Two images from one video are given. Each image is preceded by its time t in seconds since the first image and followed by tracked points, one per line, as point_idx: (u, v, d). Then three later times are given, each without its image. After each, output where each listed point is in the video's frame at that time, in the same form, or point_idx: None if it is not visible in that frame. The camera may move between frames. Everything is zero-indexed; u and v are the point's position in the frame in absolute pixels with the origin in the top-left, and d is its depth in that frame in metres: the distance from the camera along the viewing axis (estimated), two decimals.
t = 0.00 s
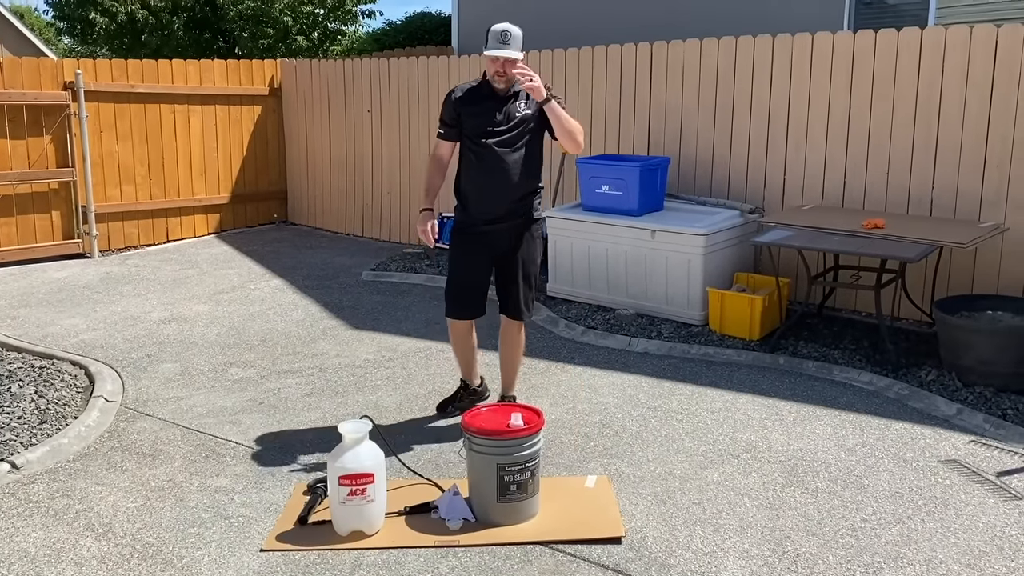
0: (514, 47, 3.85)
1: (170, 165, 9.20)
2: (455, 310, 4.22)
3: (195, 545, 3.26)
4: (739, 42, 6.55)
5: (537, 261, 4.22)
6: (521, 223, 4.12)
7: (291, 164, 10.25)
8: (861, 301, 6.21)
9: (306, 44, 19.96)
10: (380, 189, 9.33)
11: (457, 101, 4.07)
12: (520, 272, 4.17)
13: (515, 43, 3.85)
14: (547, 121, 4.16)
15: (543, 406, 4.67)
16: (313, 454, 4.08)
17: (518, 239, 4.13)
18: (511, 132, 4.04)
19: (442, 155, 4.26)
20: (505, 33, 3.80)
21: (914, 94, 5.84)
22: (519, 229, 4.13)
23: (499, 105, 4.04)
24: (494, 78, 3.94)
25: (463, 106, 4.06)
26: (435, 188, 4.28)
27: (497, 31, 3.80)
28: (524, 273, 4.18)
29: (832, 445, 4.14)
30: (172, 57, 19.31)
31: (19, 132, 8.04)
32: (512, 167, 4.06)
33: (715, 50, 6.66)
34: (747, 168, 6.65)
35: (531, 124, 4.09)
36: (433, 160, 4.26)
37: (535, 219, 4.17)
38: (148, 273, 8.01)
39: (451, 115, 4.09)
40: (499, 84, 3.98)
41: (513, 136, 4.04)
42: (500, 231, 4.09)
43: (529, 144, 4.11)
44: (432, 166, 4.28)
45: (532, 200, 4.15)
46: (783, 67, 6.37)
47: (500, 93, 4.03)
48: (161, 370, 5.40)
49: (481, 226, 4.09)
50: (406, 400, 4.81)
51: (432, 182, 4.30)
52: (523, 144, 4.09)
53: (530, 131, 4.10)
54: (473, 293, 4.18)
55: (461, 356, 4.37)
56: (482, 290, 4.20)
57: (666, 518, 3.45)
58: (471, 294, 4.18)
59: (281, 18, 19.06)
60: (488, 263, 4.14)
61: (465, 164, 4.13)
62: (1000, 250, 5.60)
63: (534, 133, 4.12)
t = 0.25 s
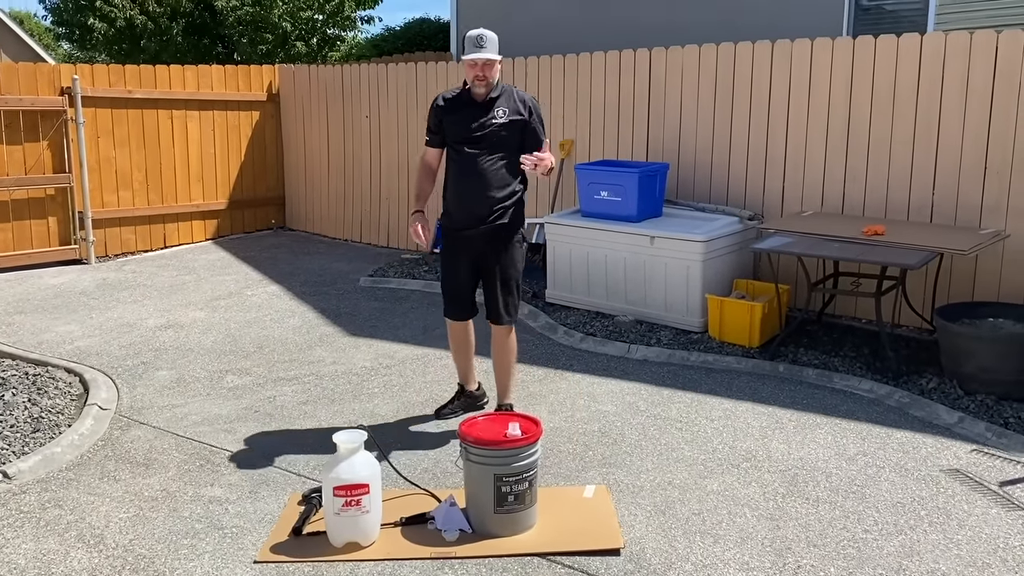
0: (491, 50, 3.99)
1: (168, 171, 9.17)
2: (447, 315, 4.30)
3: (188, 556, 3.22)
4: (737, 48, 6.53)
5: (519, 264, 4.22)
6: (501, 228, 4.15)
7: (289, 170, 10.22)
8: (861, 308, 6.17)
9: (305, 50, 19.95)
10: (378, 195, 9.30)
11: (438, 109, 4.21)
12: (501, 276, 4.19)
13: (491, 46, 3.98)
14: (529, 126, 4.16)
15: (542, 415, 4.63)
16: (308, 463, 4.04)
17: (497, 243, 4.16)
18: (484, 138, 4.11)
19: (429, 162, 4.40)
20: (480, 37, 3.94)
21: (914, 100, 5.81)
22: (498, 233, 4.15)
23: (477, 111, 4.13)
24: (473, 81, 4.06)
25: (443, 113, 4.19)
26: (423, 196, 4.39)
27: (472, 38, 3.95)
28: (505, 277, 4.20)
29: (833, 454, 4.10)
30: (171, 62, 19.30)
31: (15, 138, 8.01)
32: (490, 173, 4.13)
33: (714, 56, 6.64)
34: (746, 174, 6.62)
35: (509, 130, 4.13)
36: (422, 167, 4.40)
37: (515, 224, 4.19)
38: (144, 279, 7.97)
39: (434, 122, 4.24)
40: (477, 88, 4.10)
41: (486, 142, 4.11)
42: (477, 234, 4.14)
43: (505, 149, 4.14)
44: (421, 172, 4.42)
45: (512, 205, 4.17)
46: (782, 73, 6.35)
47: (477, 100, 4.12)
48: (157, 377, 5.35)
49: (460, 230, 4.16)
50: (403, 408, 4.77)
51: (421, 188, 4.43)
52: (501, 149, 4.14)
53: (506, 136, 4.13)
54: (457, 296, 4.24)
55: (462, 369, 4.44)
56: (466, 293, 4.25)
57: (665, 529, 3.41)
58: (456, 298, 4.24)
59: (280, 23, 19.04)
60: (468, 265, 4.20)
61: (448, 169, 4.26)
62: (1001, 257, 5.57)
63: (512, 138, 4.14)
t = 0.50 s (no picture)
0: (475, 58, 3.96)
1: (167, 176, 9.14)
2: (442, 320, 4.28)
3: (182, 568, 3.17)
4: (739, 53, 6.49)
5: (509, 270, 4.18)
6: (488, 232, 4.11)
7: (289, 176, 10.19)
8: (864, 315, 6.12)
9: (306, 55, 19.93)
10: (378, 200, 9.26)
11: (420, 118, 4.16)
12: (490, 281, 4.14)
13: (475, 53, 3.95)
14: (513, 131, 4.12)
15: (542, 423, 4.57)
16: (305, 472, 3.99)
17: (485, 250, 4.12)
18: (468, 147, 4.07)
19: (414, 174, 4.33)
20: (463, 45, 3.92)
21: (918, 105, 5.77)
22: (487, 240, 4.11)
23: (460, 119, 4.08)
24: (456, 89, 4.02)
25: (425, 121, 4.15)
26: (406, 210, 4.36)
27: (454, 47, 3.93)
28: (495, 281, 4.15)
29: (837, 463, 4.04)
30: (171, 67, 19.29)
31: (14, 144, 7.98)
32: (475, 179, 4.11)
33: (716, 61, 6.61)
34: (748, 179, 6.58)
35: (492, 136, 4.09)
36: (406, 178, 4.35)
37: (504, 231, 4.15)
38: (143, 285, 7.93)
39: (417, 131, 4.20)
40: (460, 96, 4.05)
41: (470, 151, 4.08)
42: (465, 240, 4.11)
43: (489, 157, 4.11)
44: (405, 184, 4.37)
45: (498, 209, 4.14)
46: (784, 78, 6.31)
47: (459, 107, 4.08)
48: (154, 384, 5.30)
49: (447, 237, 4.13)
50: (401, 416, 4.72)
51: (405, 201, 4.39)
52: (484, 156, 4.10)
53: (490, 144, 4.09)
54: (447, 301, 4.21)
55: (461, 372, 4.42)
56: (456, 298, 4.22)
57: (668, 539, 3.35)
58: (447, 303, 4.21)
59: (281, 29, 19.05)
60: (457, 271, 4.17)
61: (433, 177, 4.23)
62: (1005, 263, 5.52)
63: (496, 144, 4.11)
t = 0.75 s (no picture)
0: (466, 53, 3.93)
1: (170, 180, 9.11)
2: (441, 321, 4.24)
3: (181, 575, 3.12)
4: (744, 55, 6.45)
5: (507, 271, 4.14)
6: (484, 232, 4.07)
7: (292, 179, 10.16)
8: (871, 319, 6.07)
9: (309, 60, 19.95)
10: (381, 203, 9.22)
11: (414, 120, 4.13)
12: (488, 282, 4.10)
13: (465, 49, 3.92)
14: (506, 131, 4.07)
15: (545, 428, 4.53)
16: (307, 478, 3.95)
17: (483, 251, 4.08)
18: (461, 148, 4.03)
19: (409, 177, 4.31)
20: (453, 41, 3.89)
21: (925, 107, 5.72)
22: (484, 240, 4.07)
23: (453, 120, 4.04)
24: (449, 86, 3.98)
25: (419, 123, 4.12)
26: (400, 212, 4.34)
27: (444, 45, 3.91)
28: (491, 282, 4.10)
29: (845, 469, 3.99)
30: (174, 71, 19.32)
31: (16, 147, 7.96)
32: (469, 180, 4.08)
33: (720, 64, 6.57)
34: (754, 183, 6.53)
35: (484, 137, 4.04)
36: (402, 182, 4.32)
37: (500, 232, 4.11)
38: (145, 289, 7.90)
39: (411, 133, 4.18)
40: (453, 95, 4.00)
41: (463, 152, 4.04)
42: (463, 241, 4.07)
43: (483, 159, 4.07)
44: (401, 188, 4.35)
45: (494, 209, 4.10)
46: (790, 81, 6.27)
47: (452, 109, 4.04)
48: (155, 389, 5.27)
49: (445, 238, 4.09)
50: (404, 421, 4.68)
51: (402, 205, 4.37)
52: (478, 156, 4.06)
53: (483, 145, 4.04)
54: (444, 302, 4.17)
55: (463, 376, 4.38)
56: (453, 299, 4.18)
57: (674, 547, 3.31)
58: (444, 303, 4.17)
59: (284, 33, 19.09)
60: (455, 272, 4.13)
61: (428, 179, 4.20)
62: (1015, 267, 5.47)
63: (489, 145, 4.06)
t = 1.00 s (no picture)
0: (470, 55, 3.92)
1: (178, 185, 9.13)
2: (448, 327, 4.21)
3: None
4: (752, 60, 6.43)
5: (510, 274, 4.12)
6: (486, 236, 4.05)
7: (299, 184, 10.17)
8: (881, 325, 6.03)
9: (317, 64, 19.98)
10: (388, 207, 9.22)
11: (418, 126, 4.14)
12: (492, 286, 4.07)
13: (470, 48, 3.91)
14: (509, 135, 4.05)
15: (552, 435, 4.50)
16: (312, 484, 3.93)
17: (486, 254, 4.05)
18: (464, 153, 4.02)
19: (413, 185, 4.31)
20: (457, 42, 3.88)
21: (935, 110, 5.68)
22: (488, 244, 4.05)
23: (456, 124, 4.04)
24: (450, 88, 3.96)
25: (423, 129, 4.13)
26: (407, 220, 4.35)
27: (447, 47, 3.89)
28: (495, 285, 4.07)
29: (855, 476, 3.95)
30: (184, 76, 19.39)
31: (25, 152, 7.98)
32: (473, 185, 4.06)
33: (728, 68, 6.54)
34: (762, 187, 6.50)
35: (487, 141, 4.03)
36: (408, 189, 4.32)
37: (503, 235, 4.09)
38: (152, 294, 7.90)
39: (416, 139, 4.19)
40: (456, 99, 4.00)
41: (465, 158, 4.03)
42: (466, 246, 4.05)
43: (486, 165, 4.05)
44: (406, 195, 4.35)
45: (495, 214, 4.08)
46: (798, 84, 6.23)
47: (455, 113, 4.04)
48: (161, 393, 5.26)
49: (448, 244, 4.07)
50: (410, 426, 4.66)
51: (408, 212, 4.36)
52: (481, 161, 4.04)
53: (486, 149, 4.03)
54: (449, 309, 4.15)
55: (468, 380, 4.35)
56: (457, 304, 4.15)
57: (681, 556, 3.27)
58: (448, 309, 4.15)
59: (292, 38, 19.11)
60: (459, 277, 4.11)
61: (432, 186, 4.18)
62: None
63: (492, 149, 4.04)
